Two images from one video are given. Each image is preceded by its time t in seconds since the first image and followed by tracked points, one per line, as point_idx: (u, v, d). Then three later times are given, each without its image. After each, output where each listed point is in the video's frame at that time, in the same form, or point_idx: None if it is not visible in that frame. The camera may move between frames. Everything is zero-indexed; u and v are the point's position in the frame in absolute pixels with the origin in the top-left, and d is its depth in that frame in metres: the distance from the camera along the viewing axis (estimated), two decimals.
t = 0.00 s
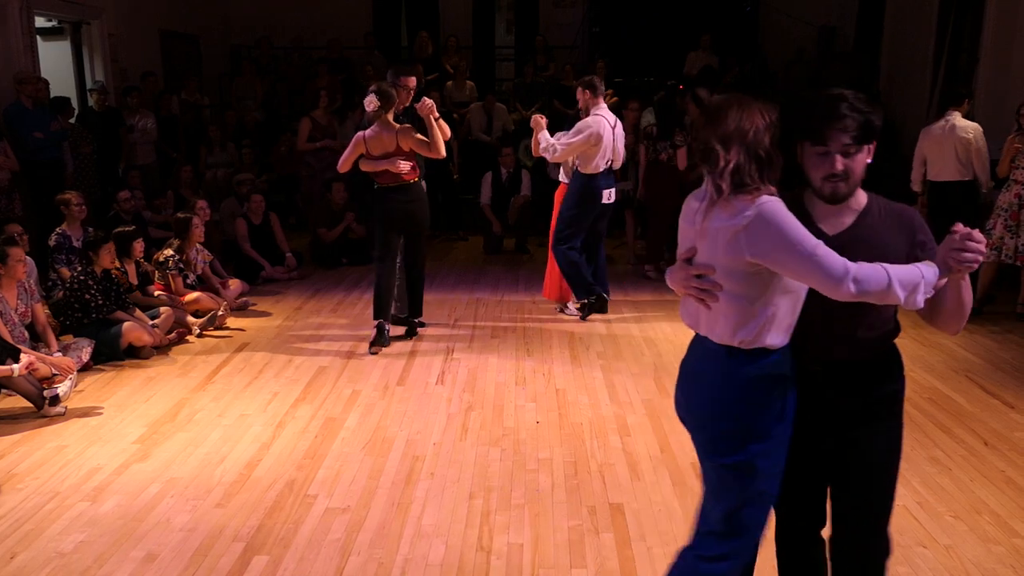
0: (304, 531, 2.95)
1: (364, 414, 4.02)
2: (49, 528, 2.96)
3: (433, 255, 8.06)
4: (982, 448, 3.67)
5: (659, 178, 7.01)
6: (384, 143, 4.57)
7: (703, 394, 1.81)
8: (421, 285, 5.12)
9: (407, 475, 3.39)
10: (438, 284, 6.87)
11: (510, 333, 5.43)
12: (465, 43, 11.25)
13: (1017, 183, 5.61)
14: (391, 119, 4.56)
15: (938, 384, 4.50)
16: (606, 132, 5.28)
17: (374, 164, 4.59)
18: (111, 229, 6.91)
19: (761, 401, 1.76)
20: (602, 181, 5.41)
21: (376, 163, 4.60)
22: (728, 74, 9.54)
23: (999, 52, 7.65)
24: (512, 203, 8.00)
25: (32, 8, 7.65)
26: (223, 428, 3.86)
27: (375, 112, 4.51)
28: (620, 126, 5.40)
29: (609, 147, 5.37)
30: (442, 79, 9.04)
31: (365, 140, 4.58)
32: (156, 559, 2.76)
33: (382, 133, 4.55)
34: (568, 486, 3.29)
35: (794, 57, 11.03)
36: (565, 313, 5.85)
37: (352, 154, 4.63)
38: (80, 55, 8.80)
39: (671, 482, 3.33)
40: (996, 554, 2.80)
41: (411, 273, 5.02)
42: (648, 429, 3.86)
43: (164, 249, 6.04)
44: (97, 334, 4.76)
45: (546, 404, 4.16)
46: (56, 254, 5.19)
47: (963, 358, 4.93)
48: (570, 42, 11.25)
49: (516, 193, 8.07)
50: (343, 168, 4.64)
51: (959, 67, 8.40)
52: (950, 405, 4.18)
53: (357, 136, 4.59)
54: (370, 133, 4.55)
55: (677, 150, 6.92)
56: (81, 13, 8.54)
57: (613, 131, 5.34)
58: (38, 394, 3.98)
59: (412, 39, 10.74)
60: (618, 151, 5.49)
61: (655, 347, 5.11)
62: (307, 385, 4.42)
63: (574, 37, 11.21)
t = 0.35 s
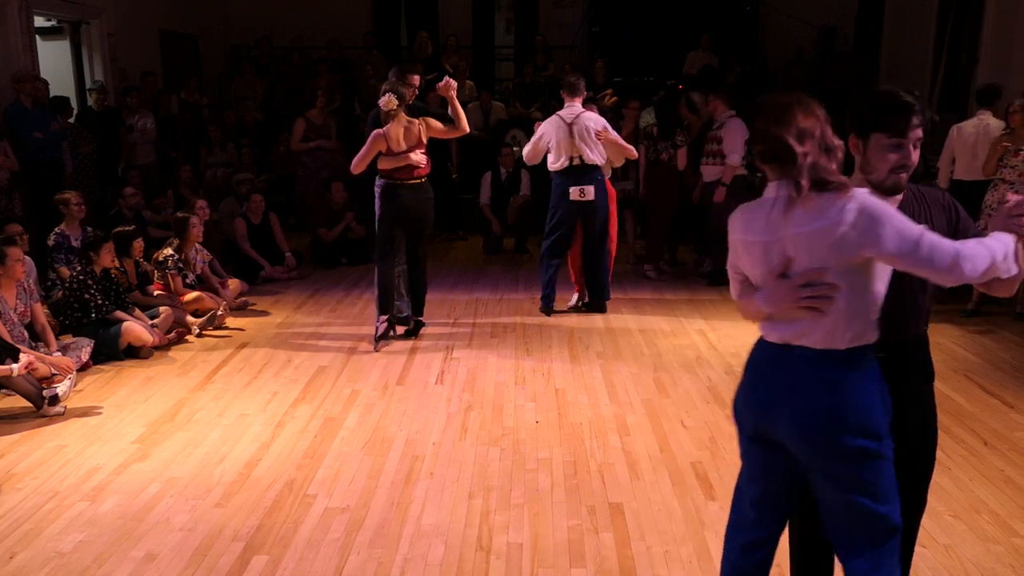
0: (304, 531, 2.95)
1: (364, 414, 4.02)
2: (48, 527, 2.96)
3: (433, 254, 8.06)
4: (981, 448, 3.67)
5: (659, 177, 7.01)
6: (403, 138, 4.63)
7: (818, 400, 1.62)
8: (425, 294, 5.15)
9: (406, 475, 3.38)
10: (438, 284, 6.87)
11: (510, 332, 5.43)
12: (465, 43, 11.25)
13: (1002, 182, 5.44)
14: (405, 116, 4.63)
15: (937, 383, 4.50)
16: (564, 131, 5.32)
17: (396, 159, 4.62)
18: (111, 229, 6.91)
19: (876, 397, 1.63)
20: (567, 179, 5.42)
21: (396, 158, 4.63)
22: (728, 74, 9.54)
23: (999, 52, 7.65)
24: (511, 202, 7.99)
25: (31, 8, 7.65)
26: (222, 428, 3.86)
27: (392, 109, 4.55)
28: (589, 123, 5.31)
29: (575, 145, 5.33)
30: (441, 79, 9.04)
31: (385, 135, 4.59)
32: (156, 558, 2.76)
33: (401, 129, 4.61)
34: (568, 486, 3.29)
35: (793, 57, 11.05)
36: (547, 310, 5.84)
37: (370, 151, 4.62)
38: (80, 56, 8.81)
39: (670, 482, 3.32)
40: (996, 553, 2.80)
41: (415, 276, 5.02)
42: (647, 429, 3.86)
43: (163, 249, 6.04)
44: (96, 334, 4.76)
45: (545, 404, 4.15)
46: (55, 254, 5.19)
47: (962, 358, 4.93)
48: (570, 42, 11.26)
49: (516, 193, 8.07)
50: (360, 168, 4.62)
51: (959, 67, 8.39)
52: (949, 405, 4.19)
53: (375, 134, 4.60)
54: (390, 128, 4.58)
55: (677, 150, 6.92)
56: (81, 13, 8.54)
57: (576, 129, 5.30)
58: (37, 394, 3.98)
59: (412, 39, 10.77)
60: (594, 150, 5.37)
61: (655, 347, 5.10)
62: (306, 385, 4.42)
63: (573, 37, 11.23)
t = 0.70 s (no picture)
0: (298, 531, 2.94)
1: (358, 414, 4.02)
2: (42, 529, 2.95)
3: (427, 254, 8.06)
4: (975, 446, 3.68)
5: (652, 177, 7.02)
6: (416, 138, 4.70)
7: (962, 388, 1.67)
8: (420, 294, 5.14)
9: (401, 475, 3.38)
10: (432, 284, 6.86)
11: (505, 332, 5.42)
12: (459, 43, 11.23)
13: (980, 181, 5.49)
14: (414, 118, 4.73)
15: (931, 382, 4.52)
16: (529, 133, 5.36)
17: (412, 156, 4.67)
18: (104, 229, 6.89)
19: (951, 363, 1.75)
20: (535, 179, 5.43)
21: (412, 155, 4.68)
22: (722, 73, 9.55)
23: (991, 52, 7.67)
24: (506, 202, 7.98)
25: (24, 7, 7.62)
26: (217, 429, 3.85)
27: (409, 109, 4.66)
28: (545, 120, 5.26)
29: (540, 145, 5.32)
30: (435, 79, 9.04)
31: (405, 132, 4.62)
32: (150, 560, 2.75)
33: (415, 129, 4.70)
34: (563, 486, 3.29)
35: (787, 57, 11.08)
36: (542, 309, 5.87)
37: (390, 146, 4.59)
38: (73, 55, 8.79)
39: (665, 481, 3.33)
40: (989, 551, 2.81)
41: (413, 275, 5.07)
42: (642, 428, 3.86)
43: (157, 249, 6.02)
44: (90, 335, 4.74)
45: (540, 404, 4.15)
46: (48, 254, 5.17)
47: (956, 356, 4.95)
48: (564, 42, 11.27)
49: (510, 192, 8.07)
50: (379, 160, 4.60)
51: (952, 67, 8.41)
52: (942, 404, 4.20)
53: (393, 129, 4.59)
54: (408, 125, 4.64)
55: (671, 149, 6.91)
56: (73, 12, 8.51)
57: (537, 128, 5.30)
58: (30, 395, 3.96)
59: (407, 39, 10.77)
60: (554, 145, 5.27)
61: (649, 347, 5.11)
62: (301, 385, 4.41)
63: (567, 37, 11.25)
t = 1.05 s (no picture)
0: (285, 533, 2.93)
1: (345, 415, 4.00)
2: (26, 532, 2.93)
3: (414, 254, 8.05)
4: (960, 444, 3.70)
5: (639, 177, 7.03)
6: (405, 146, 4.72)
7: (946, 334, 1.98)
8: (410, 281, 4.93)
9: (389, 475, 3.38)
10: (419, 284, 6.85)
11: (492, 332, 5.42)
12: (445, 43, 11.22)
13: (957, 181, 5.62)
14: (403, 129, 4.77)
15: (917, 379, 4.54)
16: (515, 124, 5.07)
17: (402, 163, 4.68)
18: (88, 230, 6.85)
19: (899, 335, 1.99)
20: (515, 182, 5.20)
21: (402, 163, 4.69)
22: (708, 73, 9.58)
23: (974, 51, 7.73)
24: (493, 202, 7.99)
25: (6, 6, 7.56)
26: (203, 430, 3.83)
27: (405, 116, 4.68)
28: (539, 118, 5.02)
29: (526, 140, 5.08)
30: (422, 78, 9.02)
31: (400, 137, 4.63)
32: (135, 563, 2.73)
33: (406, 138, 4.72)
34: (551, 486, 3.28)
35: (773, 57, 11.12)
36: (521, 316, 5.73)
37: (386, 147, 4.56)
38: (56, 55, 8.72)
39: (652, 480, 3.33)
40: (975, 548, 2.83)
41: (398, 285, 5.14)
42: (630, 427, 3.86)
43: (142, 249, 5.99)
44: (74, 336, 4.71)
45: (528, 404, 4.15)
46: (33, 255, 5.13)
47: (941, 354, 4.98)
48: (551, 41, 11.28)
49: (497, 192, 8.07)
50: (374, 157, 4.55)
51: (936, 67, 8.47)
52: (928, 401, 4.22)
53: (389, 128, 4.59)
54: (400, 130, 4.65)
55: (658, 147, 6.93)
56: (57, 11, 8.45)
57: (526, 122, 5.04)
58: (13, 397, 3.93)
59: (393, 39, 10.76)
60: (543, 145, 5.05)
61: (637, 346, 5.12)
62: (287, 386, 4.40)
63: (554, 37, 11.25)
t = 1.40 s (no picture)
0: (274, 534, 2.92)
1: (334, 415, 3.99)
2: (12, 535, 2.91)
3: (404, 254, 8.04)
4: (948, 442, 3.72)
5: (628, 176, 7.04)
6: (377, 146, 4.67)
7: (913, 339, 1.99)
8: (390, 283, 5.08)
9: (379, 475, 3.37)
10: (408, 284, 6.83)
11: (482, 332, 5.42)
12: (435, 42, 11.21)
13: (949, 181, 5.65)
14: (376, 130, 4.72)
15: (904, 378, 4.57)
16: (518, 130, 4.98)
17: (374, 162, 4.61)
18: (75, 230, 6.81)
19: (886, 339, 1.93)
20: (505, 185, 5.11)
21: (374, 161, 4.62)
22: (697, 73, 9.60)
23: (960, 51, 7.78)
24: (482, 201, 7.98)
25: None
26: (191, 431, 3.81)
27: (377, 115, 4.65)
28: (542, 127, 5.00)
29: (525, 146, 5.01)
30: (411, 78, 9.02)
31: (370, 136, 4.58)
32: (123, 565, 2.72)
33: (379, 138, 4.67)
34: (541, 485, 3.29)
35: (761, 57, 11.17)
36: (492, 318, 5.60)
37: (355, 144, 4.50)
38: (42, 54, 8.67)
39: (642, 479, 3.33)
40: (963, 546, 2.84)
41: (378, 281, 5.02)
42: (619, 426, 3.87)
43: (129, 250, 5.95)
44: (61, 337, 4.68)
45: (517, 403, 4.15)
46: (18, 256, 5.10)
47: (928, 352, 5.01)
48: (540, 41, 11.29)
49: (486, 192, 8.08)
50: (344, 152, 4.47)
51: (922, 66, 8.51)
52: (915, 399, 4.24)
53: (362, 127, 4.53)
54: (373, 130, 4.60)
55: (646, 148, 6.90)
56: (43, 10, 8.40)
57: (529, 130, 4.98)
58: None
59: (383, 38, 10.74)
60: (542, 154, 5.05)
61: (626, 345, 5.12)
62: (276, 386, 4.38)
63: (543, 37, 11.27)
